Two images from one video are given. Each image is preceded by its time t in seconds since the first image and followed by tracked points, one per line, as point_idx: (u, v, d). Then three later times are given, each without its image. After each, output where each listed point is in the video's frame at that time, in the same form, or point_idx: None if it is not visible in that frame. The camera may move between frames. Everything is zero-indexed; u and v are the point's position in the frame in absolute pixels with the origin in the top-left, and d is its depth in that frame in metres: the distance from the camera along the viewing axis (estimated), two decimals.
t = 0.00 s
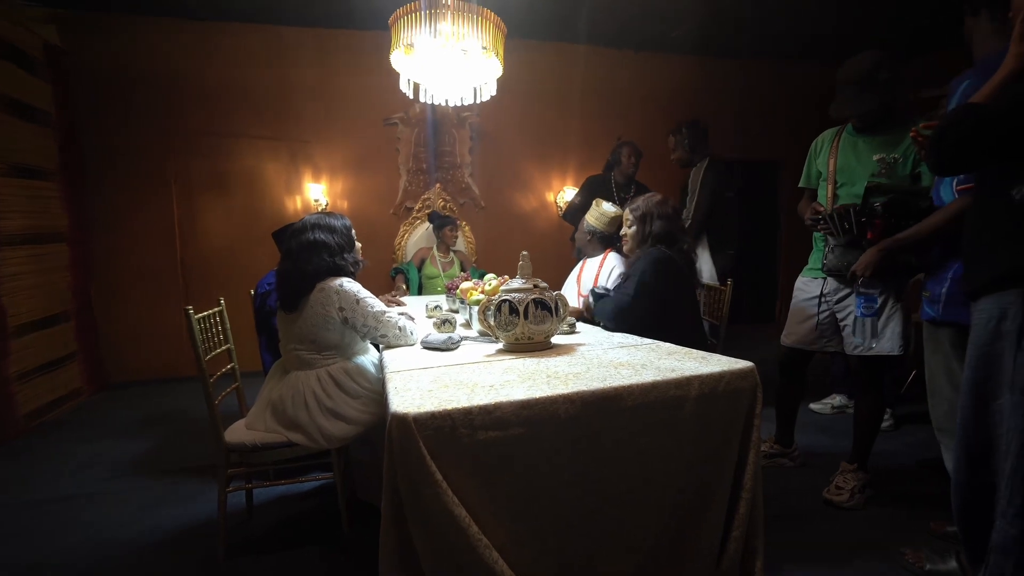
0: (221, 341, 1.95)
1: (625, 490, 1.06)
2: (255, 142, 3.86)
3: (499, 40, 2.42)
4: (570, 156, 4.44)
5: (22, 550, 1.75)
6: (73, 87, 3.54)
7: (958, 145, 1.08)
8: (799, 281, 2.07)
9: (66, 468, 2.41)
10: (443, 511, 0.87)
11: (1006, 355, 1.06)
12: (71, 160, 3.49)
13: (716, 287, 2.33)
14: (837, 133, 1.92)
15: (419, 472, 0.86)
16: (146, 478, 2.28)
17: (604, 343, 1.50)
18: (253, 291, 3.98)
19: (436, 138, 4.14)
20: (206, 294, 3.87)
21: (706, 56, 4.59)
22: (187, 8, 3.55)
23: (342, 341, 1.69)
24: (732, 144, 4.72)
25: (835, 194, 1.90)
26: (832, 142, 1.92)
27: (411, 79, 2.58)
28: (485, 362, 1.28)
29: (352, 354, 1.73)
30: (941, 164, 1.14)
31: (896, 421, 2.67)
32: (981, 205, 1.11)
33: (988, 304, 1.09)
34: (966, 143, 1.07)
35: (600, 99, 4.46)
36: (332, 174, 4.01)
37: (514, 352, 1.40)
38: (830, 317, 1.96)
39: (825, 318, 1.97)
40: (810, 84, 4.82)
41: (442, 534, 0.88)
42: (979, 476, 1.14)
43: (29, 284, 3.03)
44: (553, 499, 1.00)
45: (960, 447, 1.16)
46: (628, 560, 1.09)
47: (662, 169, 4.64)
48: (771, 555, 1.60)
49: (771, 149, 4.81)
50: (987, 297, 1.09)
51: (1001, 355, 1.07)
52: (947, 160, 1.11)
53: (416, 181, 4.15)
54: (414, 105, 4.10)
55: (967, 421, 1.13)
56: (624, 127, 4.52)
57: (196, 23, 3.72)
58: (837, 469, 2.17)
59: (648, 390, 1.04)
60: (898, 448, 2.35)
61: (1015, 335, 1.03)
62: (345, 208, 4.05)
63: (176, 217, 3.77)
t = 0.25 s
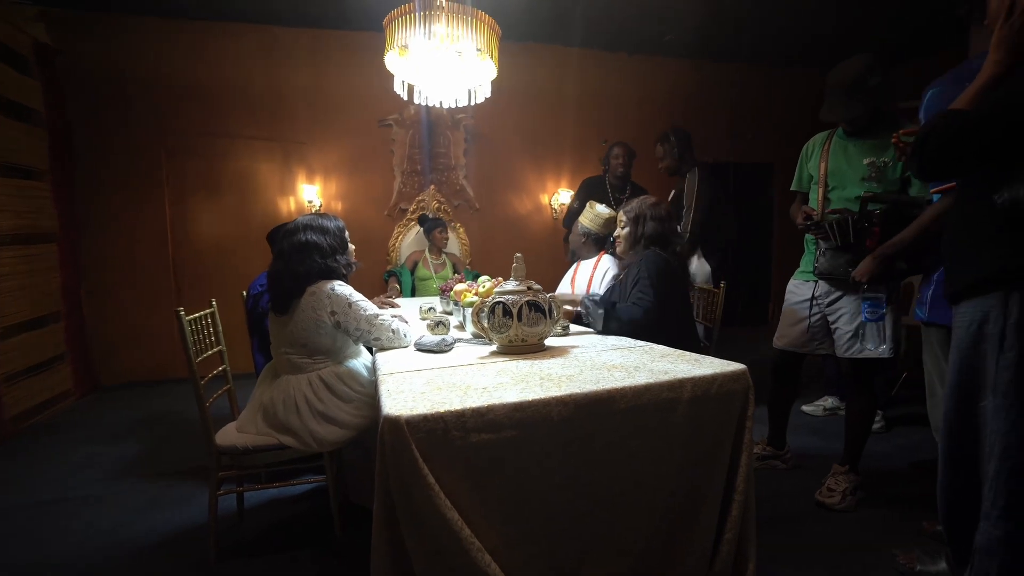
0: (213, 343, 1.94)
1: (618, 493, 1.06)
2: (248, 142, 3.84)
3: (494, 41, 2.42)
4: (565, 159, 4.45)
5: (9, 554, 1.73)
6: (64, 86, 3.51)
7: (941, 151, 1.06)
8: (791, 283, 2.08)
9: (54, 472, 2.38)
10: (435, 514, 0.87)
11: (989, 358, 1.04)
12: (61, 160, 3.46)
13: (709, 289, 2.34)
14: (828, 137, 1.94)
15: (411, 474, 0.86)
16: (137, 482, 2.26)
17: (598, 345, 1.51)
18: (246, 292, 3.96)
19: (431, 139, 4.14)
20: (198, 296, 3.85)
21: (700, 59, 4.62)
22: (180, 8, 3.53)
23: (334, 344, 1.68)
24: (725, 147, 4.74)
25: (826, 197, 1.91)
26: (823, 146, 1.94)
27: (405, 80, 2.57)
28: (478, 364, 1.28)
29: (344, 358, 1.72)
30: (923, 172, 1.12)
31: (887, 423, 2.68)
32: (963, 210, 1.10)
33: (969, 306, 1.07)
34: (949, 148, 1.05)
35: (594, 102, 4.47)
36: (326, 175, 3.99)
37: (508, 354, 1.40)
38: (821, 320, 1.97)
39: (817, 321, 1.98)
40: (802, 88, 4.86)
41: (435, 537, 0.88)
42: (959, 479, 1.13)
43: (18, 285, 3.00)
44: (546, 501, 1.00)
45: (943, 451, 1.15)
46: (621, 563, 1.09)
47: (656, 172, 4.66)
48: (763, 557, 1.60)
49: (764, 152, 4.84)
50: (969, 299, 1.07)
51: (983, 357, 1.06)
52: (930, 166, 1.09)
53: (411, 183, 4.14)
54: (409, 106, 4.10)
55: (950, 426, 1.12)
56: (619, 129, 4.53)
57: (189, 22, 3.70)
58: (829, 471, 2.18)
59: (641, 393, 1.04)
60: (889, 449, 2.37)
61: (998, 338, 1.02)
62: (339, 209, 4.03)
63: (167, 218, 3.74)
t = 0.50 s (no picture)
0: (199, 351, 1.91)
1: (605, 503, 1.05)
2: (237, 148, 3.82)
3: (484, 50, 2.43)
4: (556, 167, 4.47)
5: None
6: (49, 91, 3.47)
7: (915, 157, 0.95)
8: (779, 292, 2.10)
9: (33, 484, 2.32)
10: (423, 526, 0.86)
11: (957, 369, 0.92)
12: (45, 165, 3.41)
13: (697, 298, 2.35)
14: (813, 148, 1.96)
15: (399, 486, 0.85)
16: (118, 494, 2.21)
17: (587, 353, 1.51)
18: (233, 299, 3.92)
19: (422, 147, 4.14)
20: (184, 303, 3.80)
21: (688, 70, 4.68)
22: (169, 13, 3.52)
23: (320, 354, 1.66)
24: (714, 156, 4.80)
25: (812, 207, 1.94)
26: (808, 156, 1.96)
27: (396, 88, 2.57)
28: (468, 373, 1.27)
29: (331, 368, 1.70)
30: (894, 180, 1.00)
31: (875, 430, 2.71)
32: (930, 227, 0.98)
33: (937, 315, 0.96)
34: (924, 155, 0.94)
35: (585, 110, 4.50)
36: (316, 182, 3.98)
37: (498, 363, 1.39)
38: (808, 328, 1.99)
39: (804, 329, 1.99)
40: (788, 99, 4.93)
41: (421, 549, 0.87)
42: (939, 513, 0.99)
43: None
44: (534, 512, 0.99)
45: (918, 480, 1.01)
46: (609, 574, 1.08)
47: (646, 180, 4.69)
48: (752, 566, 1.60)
49: (751, 162, 4.90)
50: (935, 308, 0.96)
51: (951, 371, 0.94)
52: (904, 177, 0.97)
53: (402, 190, 4.14)
54: (400, 114, 4.10)
55: (925, 451, 0.98)
56: (609, 138, 4.57)
57: (178, 27, 3.68)
58: (817, 479, 2.19)
59: (630, 402, 1.04)
60: (876, 456, 2.38)
61: (965, 347, 0.90)
62: (329, 216, 4.02)
63: (154, 223, 3.70)
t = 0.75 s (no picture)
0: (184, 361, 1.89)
1: (594, 512, 1.05)
2: (225, 154, 3.79)
3: (473, 60, 2.45)
4: (545, 175, 4.49)
5: None
6: (32, 95, 3.42)
7: (905, 189, 0.87)
8: (766, 300, 2.12)
9: (9, 497, 2.26)
10: (411, 538, 0.85)
11: (917, 375, 0.93)
12: (27, 170, 3.36)
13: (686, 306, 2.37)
14: (797, 158, 2.00)
15: (386, 497, 0.84)
16: (97, 507, 2.15)
17: (577, 361, 1.51)
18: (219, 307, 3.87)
19: (412, 155, 4.14)
20: (168, 311, 3.74)
21: (676, 81, 4.74)
22: (157, 18, 3.49)
23: (306, 364, 1.65)
24: (702, 165, 4.85)
25: (797, 216, 1.97)
26: (793, 167, 2.00)
27: (385, 96, 2.57)
28: (456, 382, 1.26)
29: (317, 377, 1.69)
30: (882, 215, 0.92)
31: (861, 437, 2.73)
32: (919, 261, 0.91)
33: (899, 322, 0.97)
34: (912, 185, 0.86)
35: (574, 119, 4.54)
36: (305, 189, 3.96)
37: (487, 371, 1.39)
38: (795, 336, 2.00)
39: (791, 337, 2.01)
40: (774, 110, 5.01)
41: (408, 561, 0.86)
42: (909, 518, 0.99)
43: None
44: (523, 522, 0.99)
45: (888, 485, 1.01)
46: None
47: (635, 189, 4.73)
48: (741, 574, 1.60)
49: (739, 171, 4.96)
50: (897, 315, 0.97)
51: (911, 376, 0.95)
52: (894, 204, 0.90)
53: (391, 198, 4.13)
54: (391, 122, 4.11)
55: (892, 455, 0.99)
56: (598, 147, 4.60)
57: (167, 33, 3.66)
58: (805, 486, 2.20)
59: (620, 410, 1.04)
60: (862, 463, 2.40)
61: (923, 353, 0.91)
62: (317, 223, 3.99)
63: (138, 230, 3.65)
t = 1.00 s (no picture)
0: (172, 371, 1.87)
1: (588, 522, 1.04)
2: (215, 162, 3.77)
3: (465, 69, 2.46)
4: (537, 183, 4.50)
5: None
6: (18, 101, 3.38)
7: (881, 204, 0.94)
8: (757, 307, 2.13)
9: None
10: (401, 550, 0.84)
11: (885, 382, 1.01)
12: (11, 177, 3.31)
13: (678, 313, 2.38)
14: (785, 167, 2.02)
15: (377, 509, 0.83)
16: (82, 520, 2.11)
17: (570, 370, 1.50)
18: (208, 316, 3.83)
19: (404, 163, 4.14)
20: (156, 319, 3.70)
21: (666, 90, 4.79)
22: (146, 25, 3.48)
23: (297, 373, 1.63)
24: (692, 174, 4.89)
25: (786, 224, 1.98)
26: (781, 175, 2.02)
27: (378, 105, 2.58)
28: (449, 391, 1.25)
29: (308, 387, 1.67)
30: (859, 231, 0.99)
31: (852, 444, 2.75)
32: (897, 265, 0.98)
33: (869, 328, 1.05)
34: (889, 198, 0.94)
35: (566, 128, 4.56)
36: (296, 197, 3.94)
37: (479, 380, 1.38)
38: (786, 343, 2.02)
39: (782, 344, 2.02)
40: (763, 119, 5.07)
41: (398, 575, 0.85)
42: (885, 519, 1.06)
43: None
44: (516, 532, 0.98)
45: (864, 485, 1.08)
46: None
47: (627, 197, 4.75)
48: None
49: (729, 180, 5.00)
50: (866, 322, 1.05)
51: (881, 376, 1.02)
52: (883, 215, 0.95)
53: (383, 206, 4.12)
54: (382, 130, 4.11)
55: (865, 457, 1.06)
56: (589, 155, 4.63)
57: (157, 41, 3.66)
58: (797, 493, 2.20)
59: (613, 419, 1.04)
60: (853, 470, 2.41)
61: (888, 361, 1.00)
62: (308, 231, 3.97)
63: (126, 238, 3.61)
